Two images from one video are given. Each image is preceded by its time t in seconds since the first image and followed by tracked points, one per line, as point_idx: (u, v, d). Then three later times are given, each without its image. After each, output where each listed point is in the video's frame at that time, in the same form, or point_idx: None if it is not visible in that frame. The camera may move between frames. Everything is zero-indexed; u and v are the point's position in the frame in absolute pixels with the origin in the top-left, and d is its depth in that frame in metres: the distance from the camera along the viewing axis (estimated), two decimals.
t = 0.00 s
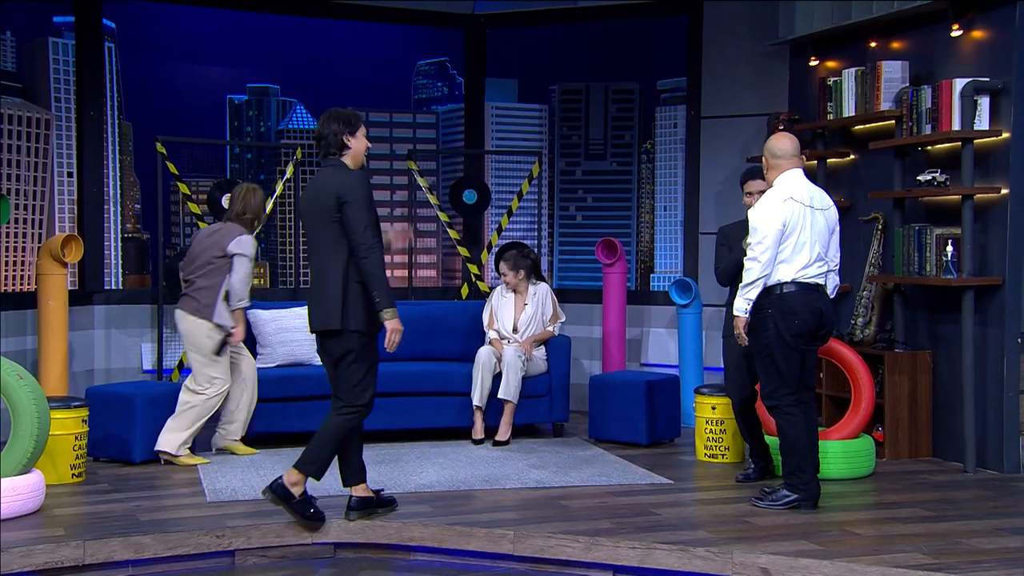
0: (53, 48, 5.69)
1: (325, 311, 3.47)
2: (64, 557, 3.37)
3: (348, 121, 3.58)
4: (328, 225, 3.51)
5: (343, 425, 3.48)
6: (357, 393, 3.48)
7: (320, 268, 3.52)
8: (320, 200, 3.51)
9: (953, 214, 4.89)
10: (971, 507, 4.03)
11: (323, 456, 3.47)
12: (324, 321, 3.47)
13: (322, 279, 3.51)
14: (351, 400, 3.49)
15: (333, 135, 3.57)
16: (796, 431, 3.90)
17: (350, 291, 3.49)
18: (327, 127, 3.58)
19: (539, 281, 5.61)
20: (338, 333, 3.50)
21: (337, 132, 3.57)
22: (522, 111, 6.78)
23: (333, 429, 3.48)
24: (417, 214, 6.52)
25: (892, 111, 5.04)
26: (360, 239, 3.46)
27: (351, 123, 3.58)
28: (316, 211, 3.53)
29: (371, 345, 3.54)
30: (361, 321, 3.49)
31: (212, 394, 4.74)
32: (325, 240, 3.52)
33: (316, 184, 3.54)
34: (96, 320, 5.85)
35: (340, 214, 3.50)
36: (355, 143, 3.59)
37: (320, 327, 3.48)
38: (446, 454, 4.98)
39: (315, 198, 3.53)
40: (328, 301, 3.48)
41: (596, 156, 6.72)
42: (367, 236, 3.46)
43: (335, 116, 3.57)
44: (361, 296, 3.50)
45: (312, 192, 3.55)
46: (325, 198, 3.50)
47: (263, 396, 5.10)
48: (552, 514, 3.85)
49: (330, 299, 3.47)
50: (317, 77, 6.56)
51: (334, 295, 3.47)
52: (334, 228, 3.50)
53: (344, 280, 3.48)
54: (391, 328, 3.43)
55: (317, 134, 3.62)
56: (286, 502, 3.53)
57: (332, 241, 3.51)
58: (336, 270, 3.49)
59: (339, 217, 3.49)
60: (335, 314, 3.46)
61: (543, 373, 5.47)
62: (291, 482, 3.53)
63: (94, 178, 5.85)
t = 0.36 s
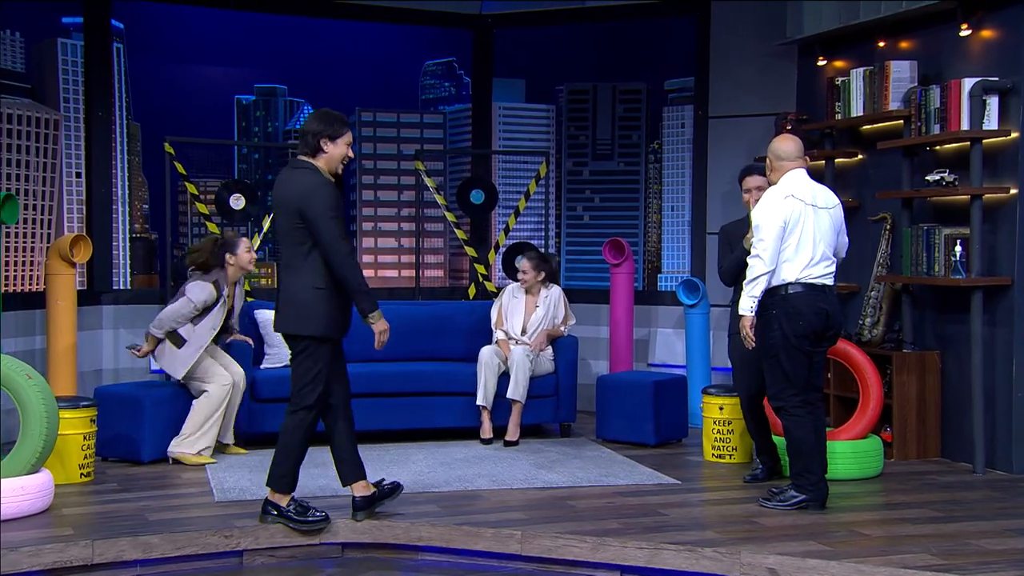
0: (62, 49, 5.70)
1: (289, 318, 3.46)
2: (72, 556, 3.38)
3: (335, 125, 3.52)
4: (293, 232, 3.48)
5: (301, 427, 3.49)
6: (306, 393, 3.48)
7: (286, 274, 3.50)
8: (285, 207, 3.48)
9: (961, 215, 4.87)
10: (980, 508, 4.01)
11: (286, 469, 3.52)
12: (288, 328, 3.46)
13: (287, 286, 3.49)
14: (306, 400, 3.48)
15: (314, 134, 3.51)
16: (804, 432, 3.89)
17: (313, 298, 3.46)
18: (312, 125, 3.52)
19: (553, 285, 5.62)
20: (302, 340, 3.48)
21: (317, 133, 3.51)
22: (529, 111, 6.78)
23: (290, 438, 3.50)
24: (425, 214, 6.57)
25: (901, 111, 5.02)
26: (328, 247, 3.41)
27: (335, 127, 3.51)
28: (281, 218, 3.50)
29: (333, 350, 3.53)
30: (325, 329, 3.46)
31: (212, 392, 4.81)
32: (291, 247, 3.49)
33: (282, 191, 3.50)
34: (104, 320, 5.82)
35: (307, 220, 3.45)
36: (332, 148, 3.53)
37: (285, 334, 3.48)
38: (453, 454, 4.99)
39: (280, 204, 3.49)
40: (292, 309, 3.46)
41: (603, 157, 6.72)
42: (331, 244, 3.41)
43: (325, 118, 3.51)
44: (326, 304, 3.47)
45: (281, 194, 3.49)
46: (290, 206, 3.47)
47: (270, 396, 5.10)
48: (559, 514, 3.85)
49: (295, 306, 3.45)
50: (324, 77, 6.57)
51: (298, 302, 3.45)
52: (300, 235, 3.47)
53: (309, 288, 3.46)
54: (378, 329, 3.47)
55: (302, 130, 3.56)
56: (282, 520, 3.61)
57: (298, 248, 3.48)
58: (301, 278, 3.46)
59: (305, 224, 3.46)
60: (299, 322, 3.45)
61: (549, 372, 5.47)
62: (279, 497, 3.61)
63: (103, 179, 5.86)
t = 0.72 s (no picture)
0: (75, 50, 5.71)
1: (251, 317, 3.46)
2: (85, 555, 3.40)
3: (319, 127, 3.47)
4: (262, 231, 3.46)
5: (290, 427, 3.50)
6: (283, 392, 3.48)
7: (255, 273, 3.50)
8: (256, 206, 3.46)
9: (974, 214, 4.86)
10: (992, 509, 4.00)
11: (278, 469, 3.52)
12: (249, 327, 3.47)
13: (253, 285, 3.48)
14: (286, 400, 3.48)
15: (298, 134, 3.47)
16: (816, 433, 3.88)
17: (275, 299, 3.44)
18: (298, 125, 3.47)
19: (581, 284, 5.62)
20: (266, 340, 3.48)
21: (301, 133, 3.47)
22: (539, 112, 6.78)
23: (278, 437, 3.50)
24: (435, 215, 6.58)
25: (913, 111, 5.00)
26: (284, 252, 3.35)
27: (321, 129, 3.46)
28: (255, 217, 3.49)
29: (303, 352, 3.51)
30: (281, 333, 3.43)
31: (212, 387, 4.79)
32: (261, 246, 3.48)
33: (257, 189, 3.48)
34: (117, 320, 5.84)
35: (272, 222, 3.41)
36: (314, 150, 3.48)
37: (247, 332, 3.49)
38: (463, 454, 4.99)
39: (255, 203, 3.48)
40: (254, 308, 3.46)
41: (613, 156, 6.71)
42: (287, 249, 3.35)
43: (315, 118, 3.47)
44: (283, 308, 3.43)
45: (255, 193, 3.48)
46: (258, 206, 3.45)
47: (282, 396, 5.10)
48: (569, 514, 3.85)
49: (257, 306, 3.45)
50: (335, 78, 6.58)
51: (260, 302, 3.45)
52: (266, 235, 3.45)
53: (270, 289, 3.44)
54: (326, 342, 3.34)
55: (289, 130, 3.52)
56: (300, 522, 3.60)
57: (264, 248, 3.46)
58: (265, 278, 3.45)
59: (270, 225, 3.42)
60: (259, 323, 3.44)
61: (560, 372, 5.47)
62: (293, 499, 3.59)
63: (115, 178, 5.88)
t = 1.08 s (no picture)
0: (96, 52, 5.74)
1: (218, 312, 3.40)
2: (106, 552, 3.45)
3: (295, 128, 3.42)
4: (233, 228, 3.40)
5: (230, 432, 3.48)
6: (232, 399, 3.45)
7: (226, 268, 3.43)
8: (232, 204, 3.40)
9: (991, 214, 4.85)
10: (1008, 509, 4.00)
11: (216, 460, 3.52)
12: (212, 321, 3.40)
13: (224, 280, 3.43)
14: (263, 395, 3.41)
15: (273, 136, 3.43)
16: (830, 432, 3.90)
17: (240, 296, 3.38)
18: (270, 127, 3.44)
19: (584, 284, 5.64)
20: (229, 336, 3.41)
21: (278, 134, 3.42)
22: (554, 112, 6.80)
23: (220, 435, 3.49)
24: (451, 215, 6.66)
25: (929, 111, 5.00)
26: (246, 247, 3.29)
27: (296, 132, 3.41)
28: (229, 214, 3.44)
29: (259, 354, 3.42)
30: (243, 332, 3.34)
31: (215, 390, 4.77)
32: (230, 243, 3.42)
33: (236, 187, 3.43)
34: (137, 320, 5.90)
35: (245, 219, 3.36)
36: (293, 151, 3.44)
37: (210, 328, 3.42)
38: (479, 453, 5.02)
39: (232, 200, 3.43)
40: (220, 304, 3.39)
41: (628, 157, 6.74)
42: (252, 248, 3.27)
43: (289, 119, 3.42)
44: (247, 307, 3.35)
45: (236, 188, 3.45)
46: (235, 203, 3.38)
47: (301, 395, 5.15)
48: (585, 513, 3.88)
49: (223, 301, 3.38)
50: (352, 80, 6.63)
51: (225, 298, 3.38)
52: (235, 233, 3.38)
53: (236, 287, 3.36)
54: (246, 347, 3.26)
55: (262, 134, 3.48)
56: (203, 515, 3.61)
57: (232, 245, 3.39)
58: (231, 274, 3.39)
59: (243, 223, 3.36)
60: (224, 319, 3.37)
61: (574, 372, 5.49)
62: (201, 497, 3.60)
63: (135, 180, 5.93)
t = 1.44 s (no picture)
0: (123, 57, 5.86)
1: (235, 318, 3.25)
2: (133, 547, 3.51)
3: (287, 139, 3.40)
4: (252, 235, 3.29)
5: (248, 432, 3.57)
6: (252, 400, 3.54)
7: (239, 274, 3.30)
8: (252, 210, 3.30)
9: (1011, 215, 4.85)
10: None
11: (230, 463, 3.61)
12: (230, 328, 3.24)
13: (239, 286, 3.29)
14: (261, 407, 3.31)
15: (270, 148, 3.37)
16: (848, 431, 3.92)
17: (269, 304, 3.28)
18: (263, 139, 3.38)
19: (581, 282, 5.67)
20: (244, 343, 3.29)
21: (277, 146, 3.38)
22: (574, 114, 6.84)
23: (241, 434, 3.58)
24: (472, 215, 6.69)
25: (948, 112, 5.02)
26: (292, 256, 3.25)
27: (292, 143, 3.41)
28: (241, 220, 3.31)
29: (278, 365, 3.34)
30: (275, 340, 3.27)
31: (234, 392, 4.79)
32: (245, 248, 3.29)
33: (251, 194, 3.32)
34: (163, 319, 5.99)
35: (273, 228, 3.29)
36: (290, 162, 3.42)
37: (223, 334, 3.25)
38: (499, 452, 5.06)
39: (245, 206, 3.31)
40: (240, 309, 3.26)
41: (647, 158, 6.78)
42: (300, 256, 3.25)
43: (275, 129, 3.39)
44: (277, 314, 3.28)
45: (244, 200, 3.32)
46: (259, 209, 3.29)
47: (323, 394, 5.21)
48: (605, 511, 3.92)
49: (253, 311, 3.25)
50: (373, 82, 6.69)
51: (248, 304, 3.26)
52: (259, 239, 3.28)
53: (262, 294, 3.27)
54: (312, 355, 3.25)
55: (249, 145, 3.41)
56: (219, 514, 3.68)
57: (254, 251, 3.28)
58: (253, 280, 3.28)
59: (269, 230, 3.28)
60: (247, 327, 3.25)
61: (592, 371, 5.53)
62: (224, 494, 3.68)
63: (161, 181, 6.01)
